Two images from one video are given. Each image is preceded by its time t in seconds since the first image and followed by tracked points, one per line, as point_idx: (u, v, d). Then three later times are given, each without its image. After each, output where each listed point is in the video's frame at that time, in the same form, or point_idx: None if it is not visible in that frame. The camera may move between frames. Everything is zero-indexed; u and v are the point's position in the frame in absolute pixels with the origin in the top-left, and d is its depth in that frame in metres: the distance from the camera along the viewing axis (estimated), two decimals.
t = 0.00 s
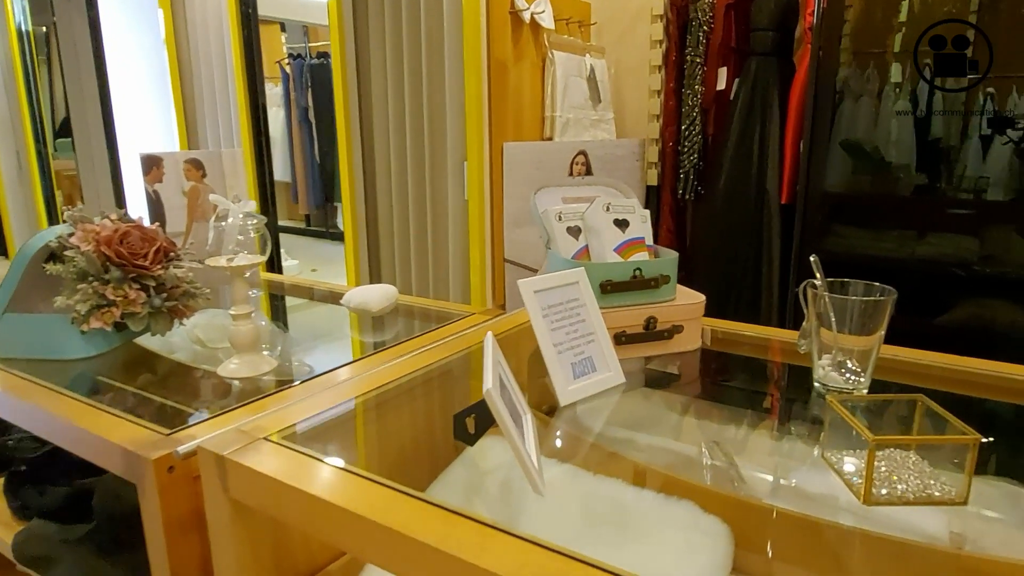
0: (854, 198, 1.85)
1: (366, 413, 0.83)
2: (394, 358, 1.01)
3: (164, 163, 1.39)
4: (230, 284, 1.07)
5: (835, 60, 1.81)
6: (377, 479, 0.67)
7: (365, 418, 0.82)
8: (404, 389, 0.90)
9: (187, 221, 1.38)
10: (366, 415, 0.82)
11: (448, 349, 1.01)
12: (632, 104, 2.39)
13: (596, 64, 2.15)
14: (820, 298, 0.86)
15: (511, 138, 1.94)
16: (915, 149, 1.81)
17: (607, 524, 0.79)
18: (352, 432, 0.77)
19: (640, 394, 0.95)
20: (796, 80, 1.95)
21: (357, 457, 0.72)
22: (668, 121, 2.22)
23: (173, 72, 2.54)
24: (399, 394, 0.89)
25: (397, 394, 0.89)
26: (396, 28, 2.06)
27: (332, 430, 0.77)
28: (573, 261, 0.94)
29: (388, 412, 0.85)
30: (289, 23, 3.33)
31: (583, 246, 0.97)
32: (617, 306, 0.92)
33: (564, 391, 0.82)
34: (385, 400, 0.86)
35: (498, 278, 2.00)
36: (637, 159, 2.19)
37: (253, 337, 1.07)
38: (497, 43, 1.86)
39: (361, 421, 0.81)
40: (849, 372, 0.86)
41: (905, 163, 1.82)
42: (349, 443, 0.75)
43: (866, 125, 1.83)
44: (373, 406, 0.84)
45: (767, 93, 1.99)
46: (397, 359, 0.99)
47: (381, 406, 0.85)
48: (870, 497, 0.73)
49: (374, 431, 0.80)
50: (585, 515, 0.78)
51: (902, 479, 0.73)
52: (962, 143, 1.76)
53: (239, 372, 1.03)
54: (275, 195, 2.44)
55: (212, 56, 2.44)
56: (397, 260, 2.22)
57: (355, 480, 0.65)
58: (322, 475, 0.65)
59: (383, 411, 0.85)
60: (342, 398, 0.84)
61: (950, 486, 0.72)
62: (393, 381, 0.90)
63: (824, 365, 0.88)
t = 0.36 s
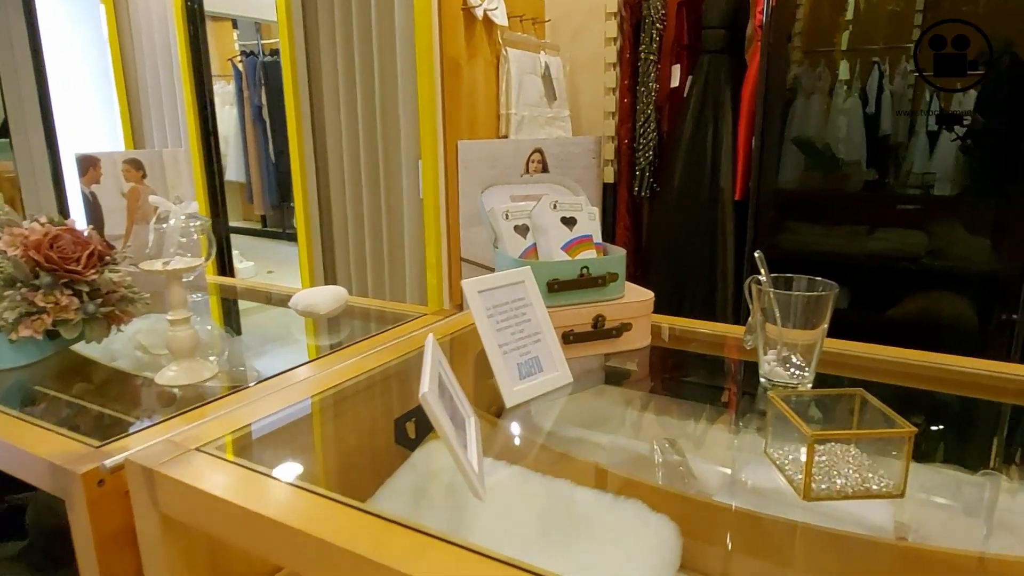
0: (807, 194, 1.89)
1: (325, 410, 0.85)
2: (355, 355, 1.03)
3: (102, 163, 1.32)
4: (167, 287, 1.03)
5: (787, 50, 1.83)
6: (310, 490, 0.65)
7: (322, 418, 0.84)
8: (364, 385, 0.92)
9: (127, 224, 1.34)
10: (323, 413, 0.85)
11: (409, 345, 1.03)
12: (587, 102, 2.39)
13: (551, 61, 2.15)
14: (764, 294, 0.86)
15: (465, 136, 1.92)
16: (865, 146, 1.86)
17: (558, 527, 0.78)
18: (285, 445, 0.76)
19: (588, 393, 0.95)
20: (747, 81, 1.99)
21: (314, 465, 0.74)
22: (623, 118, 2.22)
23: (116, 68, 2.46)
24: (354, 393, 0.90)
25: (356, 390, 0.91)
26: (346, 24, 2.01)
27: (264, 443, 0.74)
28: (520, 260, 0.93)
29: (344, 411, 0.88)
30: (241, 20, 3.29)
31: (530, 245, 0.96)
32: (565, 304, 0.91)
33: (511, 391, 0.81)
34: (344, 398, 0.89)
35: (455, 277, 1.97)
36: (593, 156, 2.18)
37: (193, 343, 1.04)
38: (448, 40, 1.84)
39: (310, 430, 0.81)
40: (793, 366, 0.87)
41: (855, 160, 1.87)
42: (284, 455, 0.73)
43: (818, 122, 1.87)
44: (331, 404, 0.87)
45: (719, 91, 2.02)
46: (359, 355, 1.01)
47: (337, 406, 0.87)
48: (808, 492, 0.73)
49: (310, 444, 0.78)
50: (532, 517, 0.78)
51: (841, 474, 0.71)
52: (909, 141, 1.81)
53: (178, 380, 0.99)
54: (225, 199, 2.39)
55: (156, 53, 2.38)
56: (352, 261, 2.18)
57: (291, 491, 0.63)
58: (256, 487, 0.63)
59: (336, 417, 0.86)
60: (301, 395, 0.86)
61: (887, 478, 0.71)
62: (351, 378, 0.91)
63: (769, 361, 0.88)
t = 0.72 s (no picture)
0: (754, 194, 1.93)
1: (274, 411, 0.86)
2: (308, 357, 1.03)
3: (23, 167, 1.25)
4: (86, 296, 1.00)
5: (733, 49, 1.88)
6: (226, 512, 0.62)
7: (270, 420, 0.85)
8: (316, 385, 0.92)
9: (52, 231, 1.27)
10: (272, 413, 0.85)
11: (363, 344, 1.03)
12: (537, 102, 2.39)
13: (500, 60, 2.13)
14: (701, 294, 0.85)
15: (414, 136, 1.92)
16: (814, 140, 1.88)
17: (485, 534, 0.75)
18: (193, 469, 0.71)
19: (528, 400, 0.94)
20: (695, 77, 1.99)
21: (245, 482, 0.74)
22: (573, 117, 2.22)
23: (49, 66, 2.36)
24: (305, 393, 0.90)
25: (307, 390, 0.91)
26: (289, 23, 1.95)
27: (178, 462, 0.71)
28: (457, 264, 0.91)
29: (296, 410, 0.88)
30: (185, 18, 3.20)
31: (468, 248, 0.94)
32: (502, 308, 0.90)
33: (446, 399, 0.81)
34: (294, 397, 0.89)
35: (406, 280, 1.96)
36: (545, 156, 2.17)
37: (116, 355, 0.99)
38: (394, 39, 1.81)
39: (222, 450, 0.78)
40: (730, 367, 0.87)
41: (804, 158, 1.90)
42: (199, 476, 0.70)
43: (767, 120, 1.91)
44: (281, 404, 0.87)
45: (668, 89, 2.03)
46: (310, 358, 1.01)
47: (287, 406, 0.87)
48: (738, 496, 0.71)
49: (224, 467, 0.75)
50: (469, 530, 0.76)
51: (771, 477, 0.70)
52: (855, 137, 1.84)
53: (101, 395, 0.93)
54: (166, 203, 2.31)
55: (92, 51, 2.30)
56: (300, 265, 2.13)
57: (211, 517, 0.60)
58: (172, 514, 0.60)
59: (254, 436, 0.82)
60: (262, 390, 0.89)
61: (817, 479, 0.70)
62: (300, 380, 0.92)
63: (707, 361, 0.88)
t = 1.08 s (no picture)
0: (708, 193, 1.93)
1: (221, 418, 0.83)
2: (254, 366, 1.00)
3: None
4: None
5: (679, 48, 1.90)
6: (123, 554, 0.59)
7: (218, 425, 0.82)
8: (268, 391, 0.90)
9: None
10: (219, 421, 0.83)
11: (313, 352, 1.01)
12: (488, 102, 2.37)
13: (448, 60, 2.09)
14: (634, 304, 0.84)
15: (360, 140, 1.88)
16: (768, 139, 1.86)
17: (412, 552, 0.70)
18: (96, 503, 0.67)
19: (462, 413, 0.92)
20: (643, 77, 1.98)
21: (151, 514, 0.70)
22: (524, 118, 2.20)
23: None
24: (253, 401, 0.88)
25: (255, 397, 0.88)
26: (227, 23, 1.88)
27: (79, 498, 0.66)
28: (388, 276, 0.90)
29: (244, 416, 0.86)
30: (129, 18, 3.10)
31: (399, 261, 0.93)
32: (434, 320, 0.91)
33: (370, 420, 0.80)
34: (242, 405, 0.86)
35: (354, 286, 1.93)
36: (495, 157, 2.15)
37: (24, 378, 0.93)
38: (336, 41, 1.76)
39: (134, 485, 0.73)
40: (665, 377, 0.86)
41: (756, 155, 1.88)
42: (101, 513, 0.66)
43: (721, 118, 1.91)
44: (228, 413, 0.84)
45: (617, 89, 2.02)
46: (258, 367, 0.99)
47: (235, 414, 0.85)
48: (664, 516, 0.69)
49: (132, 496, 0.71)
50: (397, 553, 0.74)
51: (697, 495, 0.69)
52: (807, 135, 1.82)
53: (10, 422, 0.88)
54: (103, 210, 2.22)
55: (19, 52, 2.20)
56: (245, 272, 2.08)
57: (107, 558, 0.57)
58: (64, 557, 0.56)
59: (173, 467, 0.77)
60: (194, 410, 0.84)
61: (742, 494, 0.70)
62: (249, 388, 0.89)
63: (642, 372, 0.87)
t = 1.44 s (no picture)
0: (679, 194, 1.94)
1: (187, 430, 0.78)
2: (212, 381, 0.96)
3: None
4: None
5: (643, 49, 1.90)
6: None
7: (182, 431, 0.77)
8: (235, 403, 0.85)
9: None
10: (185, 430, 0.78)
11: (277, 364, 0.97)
12: (451, 106, 2.34)
13: (410, 65, 2.07)
14: (583, 320, 0.83)
15: (320, 147, 1.86)
16: (733, 137, 1.87)
17: None
18: (20, 541, 0.63)
19: (415, 431, 0.89)
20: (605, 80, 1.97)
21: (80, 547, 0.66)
22: (488, 122, 2.18)
23: None
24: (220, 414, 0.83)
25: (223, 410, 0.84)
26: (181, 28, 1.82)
27: None
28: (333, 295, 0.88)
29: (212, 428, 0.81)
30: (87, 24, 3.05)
31: (343, 279, 0.91)
32: (381, 339, 0.88)
33: (311, 447, 0.77)
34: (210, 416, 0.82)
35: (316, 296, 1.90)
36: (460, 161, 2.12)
37: None
38: (293, 46, 1.72)
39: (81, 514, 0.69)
40: (615, 395, 0.86)
41: (721, 155, 1.89)
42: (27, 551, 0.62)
43: (688, 117, 1.91)
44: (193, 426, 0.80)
45: (580, 91, 2.00)
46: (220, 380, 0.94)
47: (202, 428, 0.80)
48: (603, 543, 0.67)
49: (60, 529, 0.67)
50: None
51: (638, 521, 0.67)
52: (773, 134, 1.83)
53: None
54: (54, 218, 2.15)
55: None
56: (204, 281, 2.03)
57: None
58: None
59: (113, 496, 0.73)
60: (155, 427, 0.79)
61: (685, 519, 0.69)
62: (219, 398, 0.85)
63: (593, 388, 0.87)
